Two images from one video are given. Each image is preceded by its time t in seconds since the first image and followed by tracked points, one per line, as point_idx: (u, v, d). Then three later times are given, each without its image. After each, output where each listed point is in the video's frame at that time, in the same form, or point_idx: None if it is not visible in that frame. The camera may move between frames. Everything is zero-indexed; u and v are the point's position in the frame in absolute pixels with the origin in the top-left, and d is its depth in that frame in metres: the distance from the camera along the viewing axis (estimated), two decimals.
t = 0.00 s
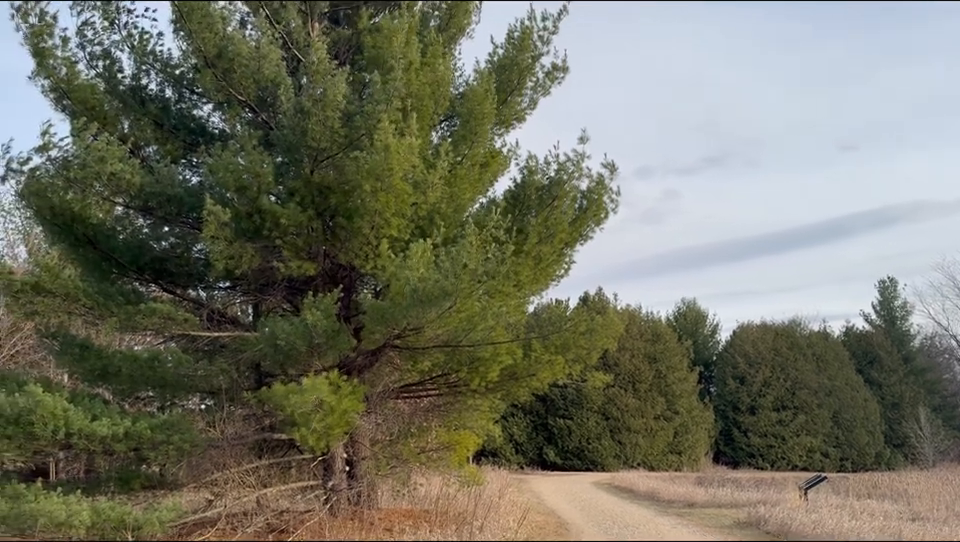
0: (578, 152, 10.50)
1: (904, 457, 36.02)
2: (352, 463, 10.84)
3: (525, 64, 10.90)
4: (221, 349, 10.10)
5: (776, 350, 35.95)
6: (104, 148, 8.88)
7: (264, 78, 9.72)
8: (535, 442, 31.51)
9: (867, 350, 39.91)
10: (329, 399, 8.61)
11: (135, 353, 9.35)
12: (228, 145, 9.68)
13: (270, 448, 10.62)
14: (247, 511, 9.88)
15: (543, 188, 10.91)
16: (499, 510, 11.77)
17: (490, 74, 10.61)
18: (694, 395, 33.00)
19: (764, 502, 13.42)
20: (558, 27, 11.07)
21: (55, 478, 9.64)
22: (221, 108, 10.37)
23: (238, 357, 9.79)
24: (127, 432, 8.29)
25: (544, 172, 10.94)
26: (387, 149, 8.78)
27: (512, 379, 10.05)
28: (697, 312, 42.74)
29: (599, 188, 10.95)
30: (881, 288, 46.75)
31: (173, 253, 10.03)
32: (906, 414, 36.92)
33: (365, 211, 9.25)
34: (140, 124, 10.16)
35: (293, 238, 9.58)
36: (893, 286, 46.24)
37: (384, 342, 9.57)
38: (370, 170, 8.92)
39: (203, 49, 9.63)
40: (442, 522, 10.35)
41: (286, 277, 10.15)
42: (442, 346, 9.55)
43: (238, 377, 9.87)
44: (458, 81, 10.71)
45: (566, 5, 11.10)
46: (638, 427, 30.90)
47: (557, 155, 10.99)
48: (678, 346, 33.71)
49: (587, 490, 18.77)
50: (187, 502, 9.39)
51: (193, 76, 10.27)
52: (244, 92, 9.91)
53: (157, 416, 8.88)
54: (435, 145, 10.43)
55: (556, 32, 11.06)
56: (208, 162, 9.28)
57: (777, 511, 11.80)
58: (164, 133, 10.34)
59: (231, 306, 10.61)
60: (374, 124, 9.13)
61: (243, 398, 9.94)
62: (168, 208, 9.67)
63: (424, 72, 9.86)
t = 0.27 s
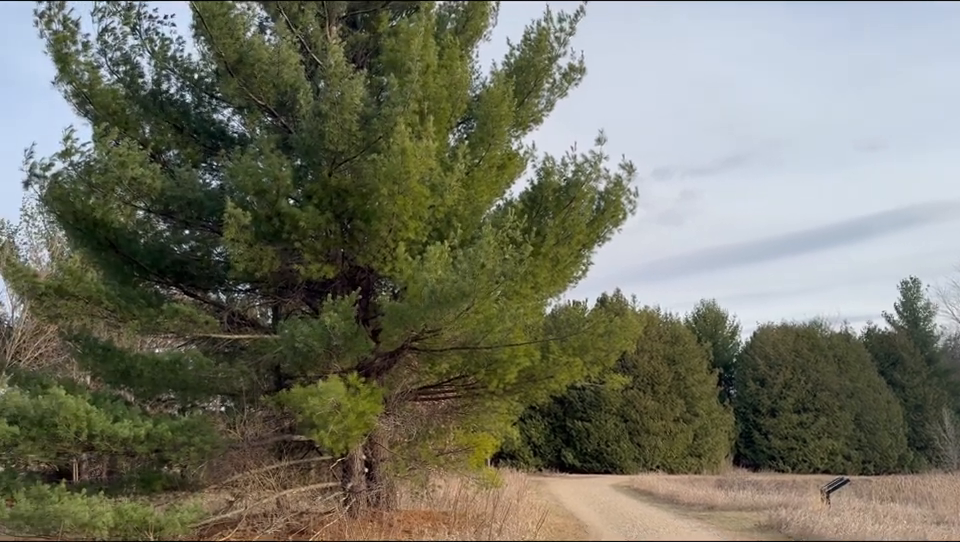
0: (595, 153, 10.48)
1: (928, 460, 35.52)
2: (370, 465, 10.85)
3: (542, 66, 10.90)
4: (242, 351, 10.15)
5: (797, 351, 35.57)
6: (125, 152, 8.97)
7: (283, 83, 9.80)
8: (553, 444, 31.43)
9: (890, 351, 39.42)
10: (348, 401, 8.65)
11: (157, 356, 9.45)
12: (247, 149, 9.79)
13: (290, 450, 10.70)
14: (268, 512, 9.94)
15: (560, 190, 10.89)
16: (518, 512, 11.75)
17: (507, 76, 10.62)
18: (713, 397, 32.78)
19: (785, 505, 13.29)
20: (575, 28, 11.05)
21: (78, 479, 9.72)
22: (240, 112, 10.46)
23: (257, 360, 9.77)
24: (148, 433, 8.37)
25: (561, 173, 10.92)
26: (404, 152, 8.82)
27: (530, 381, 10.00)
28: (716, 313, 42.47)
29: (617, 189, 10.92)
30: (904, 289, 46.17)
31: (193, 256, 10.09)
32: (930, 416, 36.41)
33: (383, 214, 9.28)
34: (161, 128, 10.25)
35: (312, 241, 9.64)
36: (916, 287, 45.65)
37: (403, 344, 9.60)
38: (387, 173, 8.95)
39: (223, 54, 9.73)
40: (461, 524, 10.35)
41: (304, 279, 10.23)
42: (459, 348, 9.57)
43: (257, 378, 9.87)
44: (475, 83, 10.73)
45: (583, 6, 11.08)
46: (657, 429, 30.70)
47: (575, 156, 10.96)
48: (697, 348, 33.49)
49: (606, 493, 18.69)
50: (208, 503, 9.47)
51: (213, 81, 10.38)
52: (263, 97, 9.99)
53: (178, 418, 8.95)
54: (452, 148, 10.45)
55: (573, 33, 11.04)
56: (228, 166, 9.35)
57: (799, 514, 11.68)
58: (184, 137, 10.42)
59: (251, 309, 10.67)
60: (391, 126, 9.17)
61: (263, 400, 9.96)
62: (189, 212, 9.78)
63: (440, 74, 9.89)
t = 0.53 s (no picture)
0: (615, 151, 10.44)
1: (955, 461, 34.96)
2: (391, 464, 10.97)
3: (561, 64, 10.89)
4: (263, 350, 10.24)
5: (820, 351, 35.31)
6: (148, 154, 9.06)
7: (304, 84, 9.90)
8: (573, 444, 31.35)
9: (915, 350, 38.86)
10: (368, 400, 8.68)
11: (179, 357, 9.64)
12: (268, 150, 9.85)
13: (311, 449, 10.79)
14: (290, 510, 10.07)
15: (579, 189, 10.87)
16: (539, 512, 11.73)
17: (526, 76, 10.61)
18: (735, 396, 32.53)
19: (808, 506, 13.14)
20: (594, 27, 11.01)
21: (103, 479, 9.80)
22: (261, 114, 10.55)
23: (280, 359, 9.93)
24: (172, 432, 8.46)
25: (580, 172, 10.90)
26: (423, 152, 8.84)
27: (550, 381, 9.96)
28: (738, 312, 42.14)
29: (637, 188, 10.87)
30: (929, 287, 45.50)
31: (216, 257, 10.22)
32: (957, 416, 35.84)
33: (402, 214, 9.32)
34: (183, 130, 10.35)
35: (332, 241, 9.69)
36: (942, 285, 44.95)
37: (423, 343, 9.63)
38: (407, 174, 8.98)
39: (244, 56, 9.81)
40: (482, 523, 10.34)
41: (325, 279, 10.29)
42: (479, 348, 9.57)
43: (279, 378, 9.97)
44: (493, 83, 10.75)
45: (602, 4, 11.05)
46: (678, 429, 30.56)
47: (594, 155, 10.92)
48: (719, 347, 33.23)
49: (627, 493, 18.60)
50: (230, 502, 9.54)
51: (235, 83, 10.46)
52: (284, 98, 10.07)
53: (201, 417, 9.04)
54: (471, 147, 10.45)
55: (592, 32, 11.01)
56: (250, 167, 9.42)
57: (823, 515, 11.55)
58: (206, 138, 10.51)
59: (272, 309, 10.74)
60: (411, 127, 9.21)
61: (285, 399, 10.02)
62: (211, 213, 9.88)
63: (460, 74, 9.90)
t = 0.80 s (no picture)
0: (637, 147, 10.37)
1: None
2: (414, 460, 11.08)
3: (582, 60, 10.84)
4: (287, 347, 10.33)
5: (845, 347, 34.80)
6: (173, 155, 9.17)
7: (325, 83, 9.97)
8: (595, 441, 31.28)
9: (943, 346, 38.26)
10: (391, 396, 8.74)
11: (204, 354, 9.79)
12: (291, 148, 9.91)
13: (335, 445, 10.82)
14: (314, 505, 10.16)
15: (601, 184, 10.84)
16: (561, 508, 11.74)
17: (546, 72, 10.58)
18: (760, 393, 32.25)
19: (834, 504, 13.01)
20: (615, 22, 10.96)
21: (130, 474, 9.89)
22: (284, 114, 10.64)
23: (302, 355, 10.04)
24: (198, 428, 8.57)
25: (602, 167, 10.85)
26: (444, 149, 8.84)
27: (572, 377, 9.94)
28: (762, 308, 41.78)
29: (659, 183, 10.79)
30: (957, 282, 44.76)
31: (240, 255, 10.33)
32: None
33: (423, 211, 9.36)
34: (206, 129, 10.47)
35: (354, 239, 9.75)
36: None
37: (444, 340, 9.68)
38: (429, 171, 9.00)
39: (266, 56, 9.89)
40: (504, 519, 10.39)
41: (347, 276, 10.36)
42: (500, 344, 9.58)
43: (303, 374, 10.12)
44: (514, 79, 10.72)
45: None
46: (702, 426, 30.34)
47: (615, 150, 10.87)
48: (742, 344, 32.94)
49: (650, 490, 18.54)
50: (256, 497, 9.53)
51: (257, 83, 10.56)
52: (306, 97, 10.14)
53: (227, 414, 9.15)
54: (492, 144, 10.45)
55: (613, 26, 10.95)
56: (273, 166, 9.50)
57: (849, 513, 11.43)
58: (229, 137, 10.61)
59: (295, 306, 10.78)
60: (432, 124, 9.23)
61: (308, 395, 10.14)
62: (235, 212, 9.98)
63: (480, 71, 9.89)
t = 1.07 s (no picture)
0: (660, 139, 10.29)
1: None
2: (438, 454, 11.06)
3: (605, 52, 10.76)
4: (312, 342, 10.41)
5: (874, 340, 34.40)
6: (198, 151, 9.26)
7: (347, 78, 9.98)
8: (618, 435, 31.23)
9: None
10: (415, 390, 8.77)
11: (230, 348, 10.06)
12: (314, 144, 9.97)
13: (359, 438, 10.84)
14: (339, 498, 10.16)
15: (624, 177, 10.75)
16: (585, 502, 11.72)
17: (569, 64, 10.52)
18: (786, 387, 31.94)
19: (862, 499, 12.85)
20: (638, 13, 10.86)
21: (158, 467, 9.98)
22: (306, 109, 10.67)
23: (327, 349, 10.12)
24: (225, 421, 8.68)
25: (625, 160, 10.78)
26: (467, 143, 8.84)
27: (595, 371, 9.91)
28: (788, 302, 41.33)
29: (683, 175, 10.69)
30: None
31: (265, 251, 10.40)
32: None
33: (446, 205, 9.37)
34: (231, 126, 10.57)
35: (377, 234, 9.78)
36: None
37: (467, 334, 9.68)
38: (451, 165, 9.01)
39: (288, 52, 9.95)
40: (528, 513, 10.40)
41: (371, 271, 10.40)
42: (524, 338, 9.57)
43: (328, 369, 10.16)
44: (536, 71, 10.67)
45: None
46: (727, 421, 30.01)
47: (639, 143, 10.79)
48: (768, 338, 32.61)
49: (675, 485, 18.45)
50: (281, 490, 9.54)
51: (280, 79, 10.61)
52: (328, 93, 10.18)
53: (253, 407, 9.26)
54: (514, 138, 10.42)
55: (636, 18, 10.86)
56: (298, 161, 9.50)
57: (878, 508, 11.27)
58: (253, 134, 10.69)
59: (319, 301, 10.89)
60: (454, 118, 9.23)
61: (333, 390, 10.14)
62: (260, 208, 10.05)
63: (503, 64, 9.85)
